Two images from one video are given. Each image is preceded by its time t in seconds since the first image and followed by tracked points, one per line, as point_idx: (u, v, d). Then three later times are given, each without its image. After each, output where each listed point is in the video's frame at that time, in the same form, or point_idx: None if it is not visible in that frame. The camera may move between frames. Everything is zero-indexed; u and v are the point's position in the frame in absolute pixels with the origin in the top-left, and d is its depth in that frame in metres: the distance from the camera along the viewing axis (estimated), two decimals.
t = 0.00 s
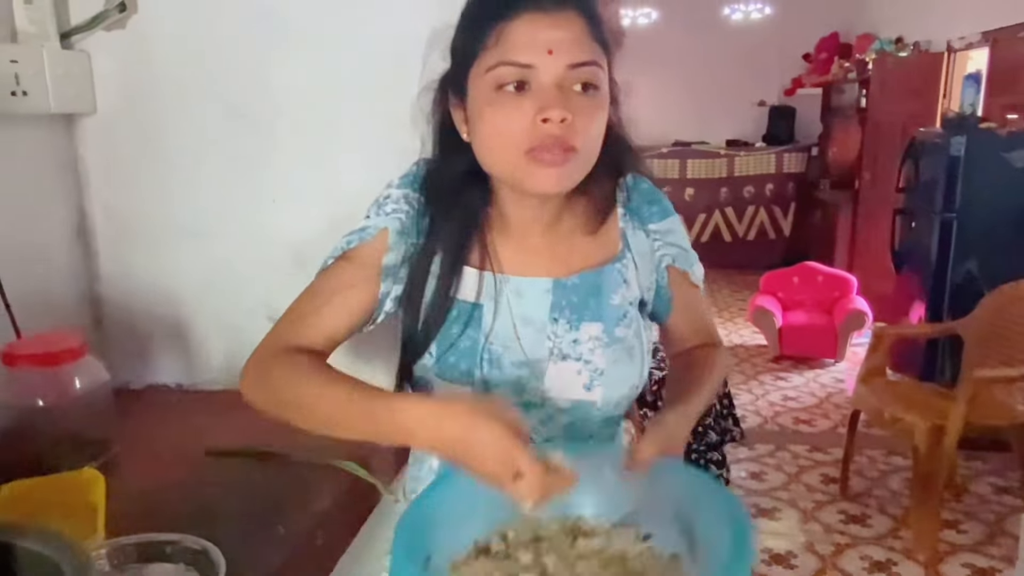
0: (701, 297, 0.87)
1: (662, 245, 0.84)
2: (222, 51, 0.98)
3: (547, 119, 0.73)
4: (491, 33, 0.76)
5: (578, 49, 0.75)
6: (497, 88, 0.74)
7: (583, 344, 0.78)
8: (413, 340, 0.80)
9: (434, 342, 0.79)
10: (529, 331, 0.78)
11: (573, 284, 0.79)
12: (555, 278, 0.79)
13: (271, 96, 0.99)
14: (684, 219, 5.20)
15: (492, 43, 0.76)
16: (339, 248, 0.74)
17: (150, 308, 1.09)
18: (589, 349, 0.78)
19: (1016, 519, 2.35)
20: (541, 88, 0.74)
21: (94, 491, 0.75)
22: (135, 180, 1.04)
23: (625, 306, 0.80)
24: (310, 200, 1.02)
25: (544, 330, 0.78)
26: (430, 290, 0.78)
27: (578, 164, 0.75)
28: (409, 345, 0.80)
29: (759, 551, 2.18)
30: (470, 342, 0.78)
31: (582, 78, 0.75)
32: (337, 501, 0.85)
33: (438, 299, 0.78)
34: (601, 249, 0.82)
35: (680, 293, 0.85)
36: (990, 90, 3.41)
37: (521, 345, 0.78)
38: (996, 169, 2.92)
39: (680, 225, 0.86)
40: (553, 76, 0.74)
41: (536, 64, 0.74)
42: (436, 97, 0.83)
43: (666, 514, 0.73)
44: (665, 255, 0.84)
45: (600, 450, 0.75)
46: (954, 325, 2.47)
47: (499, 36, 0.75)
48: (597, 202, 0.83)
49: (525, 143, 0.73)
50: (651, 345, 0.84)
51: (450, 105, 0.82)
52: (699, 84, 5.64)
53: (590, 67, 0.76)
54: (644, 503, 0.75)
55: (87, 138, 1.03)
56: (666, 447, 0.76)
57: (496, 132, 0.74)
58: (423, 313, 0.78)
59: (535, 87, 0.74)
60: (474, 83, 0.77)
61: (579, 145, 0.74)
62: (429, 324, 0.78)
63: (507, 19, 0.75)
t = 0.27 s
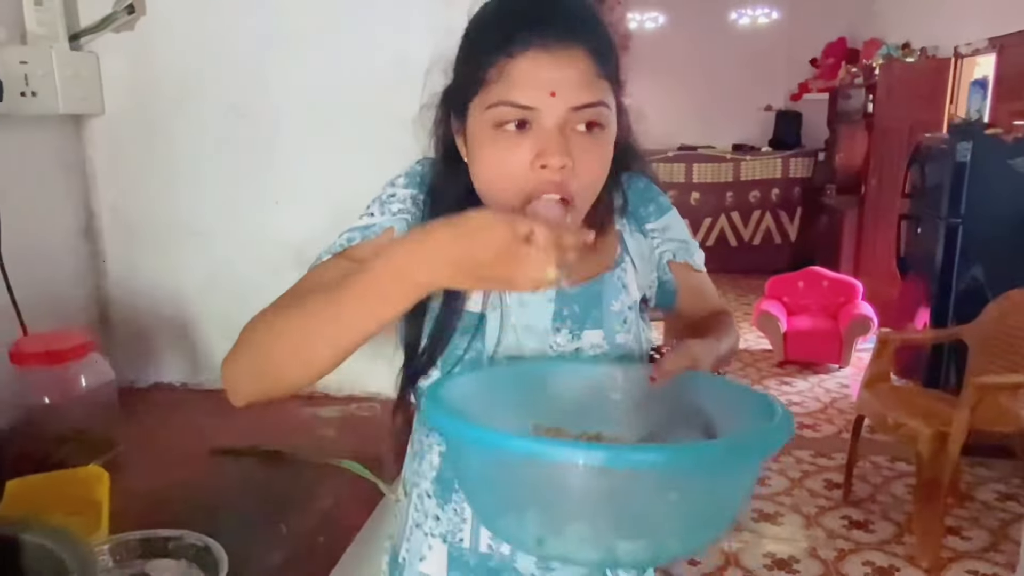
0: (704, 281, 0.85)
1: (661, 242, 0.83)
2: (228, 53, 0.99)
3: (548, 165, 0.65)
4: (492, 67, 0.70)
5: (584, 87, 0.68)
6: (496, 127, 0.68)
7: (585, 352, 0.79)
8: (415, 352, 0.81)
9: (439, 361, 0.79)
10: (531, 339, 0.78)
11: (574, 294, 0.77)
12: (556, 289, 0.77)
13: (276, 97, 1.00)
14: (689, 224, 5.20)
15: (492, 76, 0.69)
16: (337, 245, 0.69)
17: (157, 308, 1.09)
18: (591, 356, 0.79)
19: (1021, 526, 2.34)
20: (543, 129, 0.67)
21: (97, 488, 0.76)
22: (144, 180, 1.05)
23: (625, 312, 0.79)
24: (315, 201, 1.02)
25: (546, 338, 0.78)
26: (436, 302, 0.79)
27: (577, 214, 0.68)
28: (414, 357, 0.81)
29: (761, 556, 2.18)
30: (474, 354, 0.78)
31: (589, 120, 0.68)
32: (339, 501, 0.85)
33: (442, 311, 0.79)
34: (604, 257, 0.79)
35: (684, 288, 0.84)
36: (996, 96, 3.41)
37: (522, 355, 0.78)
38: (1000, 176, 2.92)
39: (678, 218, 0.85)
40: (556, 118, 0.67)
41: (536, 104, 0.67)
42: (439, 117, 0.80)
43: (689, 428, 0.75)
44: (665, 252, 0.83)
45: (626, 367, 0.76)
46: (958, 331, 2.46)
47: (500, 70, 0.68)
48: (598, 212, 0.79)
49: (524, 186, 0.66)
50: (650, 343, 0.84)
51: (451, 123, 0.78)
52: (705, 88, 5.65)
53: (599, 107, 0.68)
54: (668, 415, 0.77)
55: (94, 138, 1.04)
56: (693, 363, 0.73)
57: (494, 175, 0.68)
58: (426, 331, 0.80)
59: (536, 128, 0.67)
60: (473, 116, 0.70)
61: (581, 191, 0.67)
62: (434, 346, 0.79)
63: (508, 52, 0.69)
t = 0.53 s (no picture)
0: (705, 284, 0.85)
1: (664, 248, 0.83)
2: (238, 57, 1.00)
3: (552, 196, 0.66)
4: (501, 90, 0.68)
5: (592, 119, 0.67)
6: (502, 154, 0.68)
7: (590, 361, 0.80)
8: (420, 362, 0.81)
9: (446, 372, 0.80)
10: (536, 348, 0.79)
11: (578, 303, 0.78)
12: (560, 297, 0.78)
13: (285, 100, 1.01)
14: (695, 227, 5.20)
15: (501, 99, 0.68)
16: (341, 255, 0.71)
17: (162, 307, 1.10)
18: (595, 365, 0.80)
19: None
20: (549, 159, 0.66)
21: (104, 483, 0.78)
22: (152, 181, 1.06)
23: (629, 320, 0.80)
24: (322, 203, 1.03)
25: (551, 347, 0.79)
26: (442, 311, 0.80)
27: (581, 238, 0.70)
28: (419, 366, 0.81)
29: (763, 559, 2.18)
30: (481, 363, 0.80)
31: (596, 150, 0.68)
32: (341, 498, 0.86)
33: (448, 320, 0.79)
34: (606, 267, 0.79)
35: (684, 293, 0.84)
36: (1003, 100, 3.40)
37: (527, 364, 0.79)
38: (1006, 181, 2.91)
39: (681, 225, 0.85)
40: (563, 149, 0.66)
41: (544, 133, 0.66)
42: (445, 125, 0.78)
43: (685, 443, 0.75)
44: (667, 259, 0.83)
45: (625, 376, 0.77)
46: (963, 335, 2.46)
47: (509, 96, 0.67)
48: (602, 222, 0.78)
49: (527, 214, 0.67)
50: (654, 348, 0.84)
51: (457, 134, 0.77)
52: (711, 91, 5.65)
53: (607, 137, 0.68)
54: (666, 428, 0.77)
55: (103, 138, 1.05)
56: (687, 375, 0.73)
57: (499, 202, 0.68)
58: (432, 342, 0.80)
59: (542, 158, 0.66)
60: (479, 138, 0.70)
61: (582, 219, 0.68)
62: (441, 358, 0.79)
63: (517, 77, 0.68)
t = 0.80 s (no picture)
0: (705, 291, 0.88)
1: (666, 254, 0.84)
2: (245, 58, 1.01)
3: (564, 225, 0.68)
4: (513, 116, 0.68)
5: (604, 148, 0.68)
6: (511, 179, 0.68)
7: (590, 364, 0.80)
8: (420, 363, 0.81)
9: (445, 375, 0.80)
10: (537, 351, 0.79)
11: (580, 307, 0.78)
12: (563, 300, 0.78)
13: (292, 99, 1.01)
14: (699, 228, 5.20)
15: (512, 123, 0.68)
16: (343, 265, 0.72)
17: (168, 304, 1.11)
18: (595, 368, 0.80)
19: None
20: (561, 189, 0.67)
21: (109, 476, 0.78)
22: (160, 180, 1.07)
23: (631, 323, 0.80)
24: (328, 201, 1.04)
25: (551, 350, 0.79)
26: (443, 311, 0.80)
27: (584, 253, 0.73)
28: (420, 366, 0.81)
29: (766, 560, 2.18)
30: (480, 366, 0.79)
31: (605, 176, 0.69)
32: (344, 495, 0.86)
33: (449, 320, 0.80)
34: (608, 271, 0.81)
35: (685, 296, 0.87)
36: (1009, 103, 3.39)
37: (527, 367, 0.79)
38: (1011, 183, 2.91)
39: (685, 231, 0.86)
40: (575, 178, 0.68)
41: (556, 163, 0.67)
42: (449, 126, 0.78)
43: (675, 474, 0.80)
44: (670, 263, 0.85)
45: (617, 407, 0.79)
46: (967, 337, 2.45)
47: (522, 126, 0.67)
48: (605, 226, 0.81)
49: (539, 239, 0.69)
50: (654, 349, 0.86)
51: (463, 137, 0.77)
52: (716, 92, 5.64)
53: (617, 163, 0.70)
54: (658, 460, 0.82)
55: (110, 136, 1.06)
56: (679, 410, 0.76)
57: (511, 226, 0.70)
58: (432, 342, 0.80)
59: (554, 188, 0.68)
60: (489, 160, 0.70)
61: (590, 239, 0.71)
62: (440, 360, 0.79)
63: (530, 104, 0.67)
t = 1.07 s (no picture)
0: (706, 306, 0.88)
1: (673, 255, 0.85)
2: (250, 56, 1.01)
3: (569, 223, 0.68)
4: (519, 115, 0.68)
5: (610, 149, 0.68)
6: (518, 177, 0.69)
7: (594, 361, 0.79)
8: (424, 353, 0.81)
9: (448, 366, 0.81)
10: (541, 346, 0.79)
11: (585, 302, 0.79)
12: (568, 295, 0.79)
13: (297, 95, 1.02)
14: (704, 226, 5.19)
15: (518, 122, 0.68)
16: (355, 261, 0.71)
17: (173, 298, 1.11)
18: (599, 366, 0.79)
19: None
20: (567, 187, 0.68)
21: (115, 471, 0.78)
22: (165, 176, 1.07)
23: (636, 322, 0.81)
24: (332, 198, 1.04)
25: (555, 346, 0.79)
26: (447, 303, 0.79)
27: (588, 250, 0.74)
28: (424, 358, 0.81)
29: (769, 559, 2.18)
30: (483, 358, 0.79)
31: (611, 174, 0.69)
32: (348, 489, 0.87)
33: (452, 312, 0.79)
34: (614, 266, 0.81)
35: (687, 302, 0.86)
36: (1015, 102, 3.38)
37: (530, 362, 0.79)
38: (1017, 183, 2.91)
39: (692, 235, 0.87)
40: (581, 177, 0.68)
41: (561, 163, 0.67)
42: (458, 118, 0.77)
43: (663, 519, 0.77)
44: (675, 267, 0.85)
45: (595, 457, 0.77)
46: (972, 337, 2.45)
47: (528, 123, 0.67)
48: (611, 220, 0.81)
49: (545, 235, 0.70)
50: (658, 355, 0.85)
51: (472, 130, 0.76)
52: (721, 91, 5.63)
53: (623, 162, 0.70)
54: (643, 505, 0.78)
55: (117, 132, 1.06)
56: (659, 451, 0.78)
57: (517, 220, 0.71)
58: (435, 335, 0.80)
59: (560, 187, 0.68)
60: (495, 156, 0.71)
61: (595, 236, 0.72)
62: (444, 353, 0.80)
63: (536, 105, 0.67)
